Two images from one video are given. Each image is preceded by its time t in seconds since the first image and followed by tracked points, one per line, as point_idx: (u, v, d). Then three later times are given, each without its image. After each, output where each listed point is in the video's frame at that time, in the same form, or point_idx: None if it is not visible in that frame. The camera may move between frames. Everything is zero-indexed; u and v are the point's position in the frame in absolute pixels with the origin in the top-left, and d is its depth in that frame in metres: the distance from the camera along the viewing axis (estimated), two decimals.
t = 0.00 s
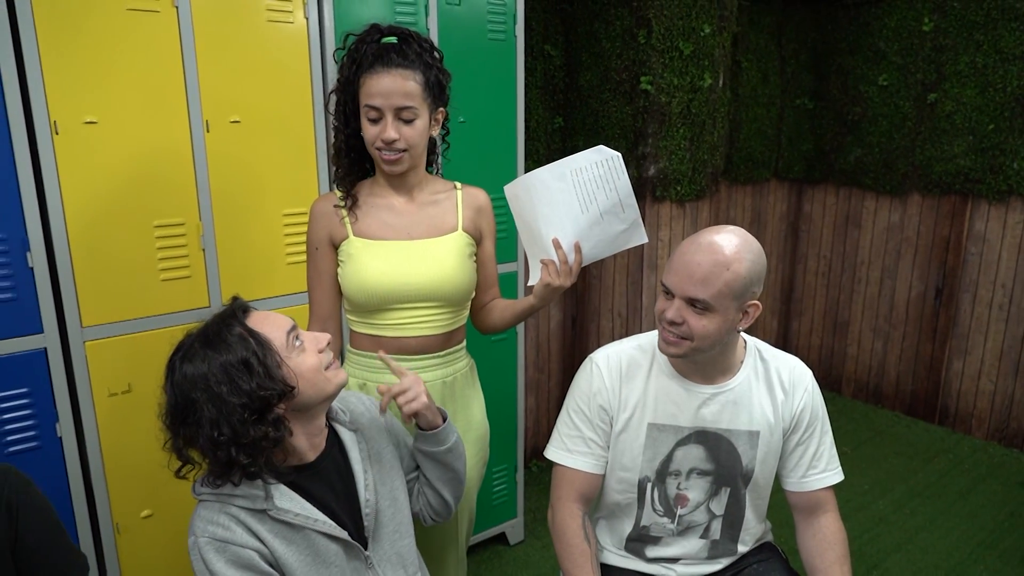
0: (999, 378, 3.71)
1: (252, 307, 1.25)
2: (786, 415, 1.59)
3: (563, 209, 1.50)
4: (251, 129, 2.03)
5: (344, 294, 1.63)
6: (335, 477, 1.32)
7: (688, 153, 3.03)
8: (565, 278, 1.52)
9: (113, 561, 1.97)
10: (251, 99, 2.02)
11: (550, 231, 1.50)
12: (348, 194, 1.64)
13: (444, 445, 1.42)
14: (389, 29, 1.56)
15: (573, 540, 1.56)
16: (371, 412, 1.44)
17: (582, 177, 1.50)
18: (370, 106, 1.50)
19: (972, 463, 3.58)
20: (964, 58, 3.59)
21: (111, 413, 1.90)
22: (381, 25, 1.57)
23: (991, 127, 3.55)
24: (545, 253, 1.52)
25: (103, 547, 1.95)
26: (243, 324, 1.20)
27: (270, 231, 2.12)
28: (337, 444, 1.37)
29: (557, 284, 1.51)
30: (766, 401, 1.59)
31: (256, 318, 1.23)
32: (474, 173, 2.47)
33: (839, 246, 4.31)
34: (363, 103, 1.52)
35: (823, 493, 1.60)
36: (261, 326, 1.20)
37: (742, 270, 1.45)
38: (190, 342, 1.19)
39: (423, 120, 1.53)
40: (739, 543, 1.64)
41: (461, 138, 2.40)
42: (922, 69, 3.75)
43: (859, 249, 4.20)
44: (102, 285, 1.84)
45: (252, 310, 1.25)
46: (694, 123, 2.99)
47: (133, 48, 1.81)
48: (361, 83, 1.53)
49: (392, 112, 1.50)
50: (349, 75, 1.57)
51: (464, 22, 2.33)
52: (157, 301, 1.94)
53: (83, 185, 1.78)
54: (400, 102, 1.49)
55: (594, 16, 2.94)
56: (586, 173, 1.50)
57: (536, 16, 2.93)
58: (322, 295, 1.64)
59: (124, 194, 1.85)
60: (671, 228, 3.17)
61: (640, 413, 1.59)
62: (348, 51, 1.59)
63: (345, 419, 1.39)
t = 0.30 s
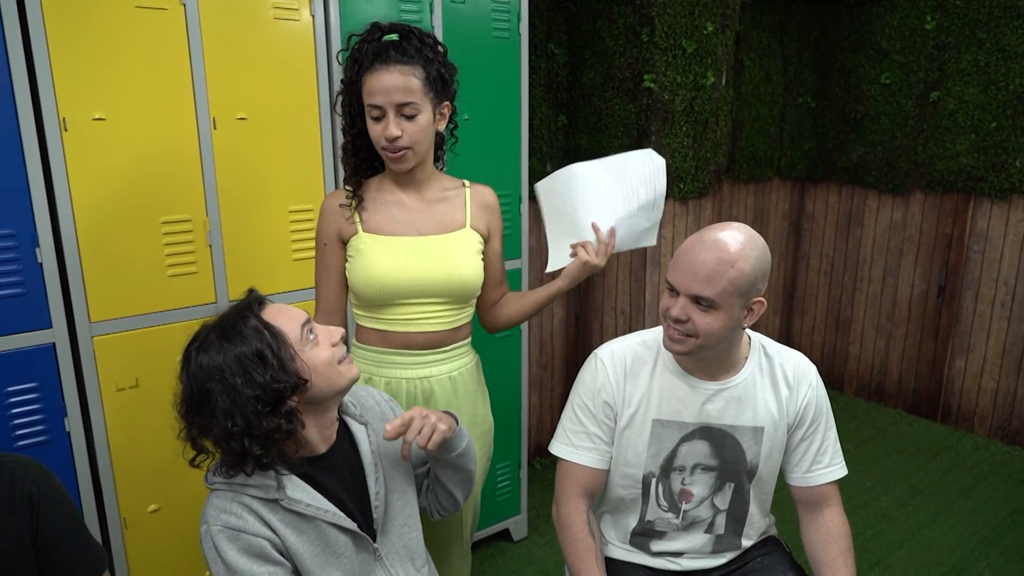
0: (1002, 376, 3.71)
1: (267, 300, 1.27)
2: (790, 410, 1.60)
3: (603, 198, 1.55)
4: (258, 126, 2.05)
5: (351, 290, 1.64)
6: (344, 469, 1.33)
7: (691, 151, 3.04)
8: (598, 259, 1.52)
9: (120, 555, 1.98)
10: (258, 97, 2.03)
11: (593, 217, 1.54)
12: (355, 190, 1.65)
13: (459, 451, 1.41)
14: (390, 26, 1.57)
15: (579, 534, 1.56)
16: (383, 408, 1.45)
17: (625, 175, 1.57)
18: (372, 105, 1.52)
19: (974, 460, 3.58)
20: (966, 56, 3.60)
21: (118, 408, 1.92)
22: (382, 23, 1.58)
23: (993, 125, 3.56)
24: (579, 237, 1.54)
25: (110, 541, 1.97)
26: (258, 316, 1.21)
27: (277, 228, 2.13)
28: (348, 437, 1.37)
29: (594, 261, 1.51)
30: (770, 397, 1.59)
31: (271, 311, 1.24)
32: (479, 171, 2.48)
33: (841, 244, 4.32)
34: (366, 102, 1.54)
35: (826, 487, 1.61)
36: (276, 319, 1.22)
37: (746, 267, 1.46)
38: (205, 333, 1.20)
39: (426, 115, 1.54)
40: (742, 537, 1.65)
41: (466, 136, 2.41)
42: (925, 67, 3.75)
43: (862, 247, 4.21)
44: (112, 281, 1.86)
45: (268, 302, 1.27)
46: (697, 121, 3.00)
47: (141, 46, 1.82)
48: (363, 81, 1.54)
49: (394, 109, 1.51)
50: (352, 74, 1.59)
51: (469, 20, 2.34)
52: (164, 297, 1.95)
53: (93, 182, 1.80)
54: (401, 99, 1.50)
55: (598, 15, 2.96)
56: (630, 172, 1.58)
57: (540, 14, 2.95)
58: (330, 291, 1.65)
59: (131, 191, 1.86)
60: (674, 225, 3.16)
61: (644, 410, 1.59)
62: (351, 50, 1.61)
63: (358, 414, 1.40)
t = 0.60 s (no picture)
0: (1007, 373, 3.72)
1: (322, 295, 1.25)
2: (798, 399, 1.60)
3: (583, 203, 1.58)
4: (269, 121, 2.06)
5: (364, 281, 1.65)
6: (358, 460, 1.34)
7: (698, 148, 3.05)
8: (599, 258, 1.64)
9: (132, 548, 1.99)
10: (268, 91, 2.04)
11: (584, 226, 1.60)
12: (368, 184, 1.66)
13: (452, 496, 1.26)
14: (403, 20, 1.57)
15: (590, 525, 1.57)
16: (408, 407, 1.44)
17: (595, 166, 1.55)
18: (387, 97, 1.53)
19: (979, 457, 3.59)
20: (971, 53, 3.61)
21: (130, 401, 1.93)
22: (395, 16, 1.59)
23: (998, 122, 3.56)
24: (573, 242, 1.62)
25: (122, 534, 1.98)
26: (302, 314, 1.19)
27: (287, 222, 2.14)
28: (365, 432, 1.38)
29: (595, 262, 1.63)
30: (778, 387, 1.60)
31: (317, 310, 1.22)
32: (488, 166, 2.49)
33: (846, 242, 4.32)
34: (381, 95, 1.55)
35: (835, 478, 1.61)
36: (316, 320, 1.19)
37: (759, 240, 1.51)
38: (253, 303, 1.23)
39: (440, 107, 1.55)
40: (752, 528, 1.65)
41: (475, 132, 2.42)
42: (930, 65, 3.76)
43: (867, 245, 4.21)
44: (125, 274, 1.87)
45: (322, 300, 1.25)
46: (703, 118, 3.01)
47: (153, 40, 1.83)
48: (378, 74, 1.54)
49: (410, 101, 1.52)
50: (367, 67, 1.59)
51: (478, 16, 2.35)
52: (176, 291, 1.96)
53: (107, 176, 1.81)
54: (417, 91, 1.51)
55: (604, 12, 2.96)
56: (598, 160, 1.55)
57: (547, 11, 2.97)
58: (342, 284, 1.66)
59: (143, 185, 1.87)
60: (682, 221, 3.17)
61: (653, 400, 1.60)
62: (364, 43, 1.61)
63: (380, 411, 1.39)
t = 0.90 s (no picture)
0: (1004, 371, 3.77)
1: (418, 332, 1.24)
2: (791, 383, 1.67)
3: (600, 193, 1.66)
4: (282, 124, 2.12)
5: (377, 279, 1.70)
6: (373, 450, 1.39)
7: (699, 150, 3.11)
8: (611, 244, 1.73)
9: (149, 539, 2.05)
10: (282, 95, 2.10)
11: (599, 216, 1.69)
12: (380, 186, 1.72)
13: (329, 489, 1.13)
14: (416, 27, 1.63)
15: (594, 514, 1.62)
16: (448, 421, 1.47)
17: (611, 157, 1.63)
18: (404, 102, 1.58)
19: (977, 454, 3.64)
20: (969, 57, 3.66)
21: (149, 396, 1.99)
22: (408, 24, 1.64)
23: (995, 125, 3.62)
24: (587, 231, 1.71)
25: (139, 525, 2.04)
26: (390, 342, 1.18)
27: (298, 222, 2.20)
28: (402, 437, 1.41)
29: (609, 249, 1.72)
30: (773, 373, 1.67)
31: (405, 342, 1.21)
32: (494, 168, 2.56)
33: (846, 243, 4.37)
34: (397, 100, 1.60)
35: (829, 465, 1.67)
36: (399, 353, 1.19)
37: (747, 225, 1.61)
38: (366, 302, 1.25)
39: (455, 112, 1.61)
40: (753, 512, 1.71)
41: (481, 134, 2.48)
42: (928, 68, 3.81)
43: (866, 246, 4.27)
44: (144, 272, 1.93)
45: (415, 336, 1.23)
46: (704, 121, 3.07)
47: (172, 46, 1.89)
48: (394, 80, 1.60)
49: (427, 106, 1.58)
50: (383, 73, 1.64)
51: (484, 21, 2.42)
52: (192, 289, 2.02)
53: (127, 177, 1.87)
54: (434, 96, 1.57)
55: (607, 17, 3.02)
56: (614, 150, 1.63)
57: (551, 17, 3.04)
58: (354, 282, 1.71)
59: (161, 187, 1.93)
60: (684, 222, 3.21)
61: (657, 390, 1.66)
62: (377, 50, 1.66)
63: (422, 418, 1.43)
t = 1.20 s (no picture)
0: (997, 368, 3.84)
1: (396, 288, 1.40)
2: (781, 373, 1.75)
3: (605, 192, 1.73)
4: (294, 127, 2.20)
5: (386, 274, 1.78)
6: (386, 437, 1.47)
7: (697, 151, 3.19)
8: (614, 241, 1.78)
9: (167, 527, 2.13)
10: (294, 99, 2.18)
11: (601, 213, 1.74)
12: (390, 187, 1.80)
13: None
14: (429, 34, 1.71)
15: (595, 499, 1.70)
16: (455, 408, 1.54)
17: (615, 156, 1.71)
18: (421, 103, 1.65)
19: (971, 449, 3.71)
20: (963, 60, 3.73)
21: (167, 389, 2.07)
22: (421, 30, 1.72)
23: (988, 126, 3.69)
24: (590, 229, 1.77)
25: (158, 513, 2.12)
26: (391, 303, 1.33)
27: (309, 220, 2.28)
28: (415, 421, 1.48)
29: (612, 245, 1.78)
30: (764, 363, 1.75)
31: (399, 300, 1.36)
32: (499, 169, 2.63)
33: (843, 242, 4.45)
34: (412, 101, 1.67)
35: (819, 452, 1.75)
36: (406, 307, 1.35)
37: (738, 225, 1.68)
38: (337, 298, 1.34)
39: (467, 114, 1.69)
40: (747, 498, 1.78)
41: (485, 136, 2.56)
42: (922, 70, 3.89)
43: (862, 245, 4.34)
44: (162, 269, 2.01)
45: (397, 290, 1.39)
46: (703, 122, 3.15)
47: (190, 52, 1.97)
48: (410, 82, 1.67)
49: (441, 108, 1.65)
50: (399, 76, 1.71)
51: (489, 26, 2.49)
52: (208, 285, 2.10)
53: (146, 178, 1.95)
54: (449, 98, 1.65)
55: (608, 21, 3.10)
56: (618, 151, 1.70)
57: (553, 21, 3.11)
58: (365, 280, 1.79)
59: (179, 187, 2.01)
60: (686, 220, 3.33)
61: (654, 381, 1.74)
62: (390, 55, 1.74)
63: (433, 404, 1.50)
